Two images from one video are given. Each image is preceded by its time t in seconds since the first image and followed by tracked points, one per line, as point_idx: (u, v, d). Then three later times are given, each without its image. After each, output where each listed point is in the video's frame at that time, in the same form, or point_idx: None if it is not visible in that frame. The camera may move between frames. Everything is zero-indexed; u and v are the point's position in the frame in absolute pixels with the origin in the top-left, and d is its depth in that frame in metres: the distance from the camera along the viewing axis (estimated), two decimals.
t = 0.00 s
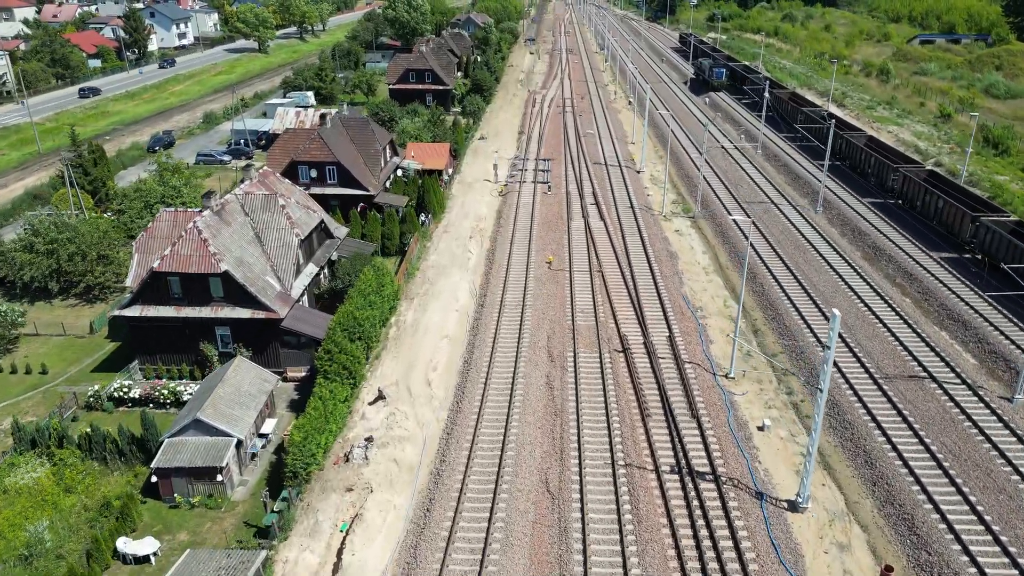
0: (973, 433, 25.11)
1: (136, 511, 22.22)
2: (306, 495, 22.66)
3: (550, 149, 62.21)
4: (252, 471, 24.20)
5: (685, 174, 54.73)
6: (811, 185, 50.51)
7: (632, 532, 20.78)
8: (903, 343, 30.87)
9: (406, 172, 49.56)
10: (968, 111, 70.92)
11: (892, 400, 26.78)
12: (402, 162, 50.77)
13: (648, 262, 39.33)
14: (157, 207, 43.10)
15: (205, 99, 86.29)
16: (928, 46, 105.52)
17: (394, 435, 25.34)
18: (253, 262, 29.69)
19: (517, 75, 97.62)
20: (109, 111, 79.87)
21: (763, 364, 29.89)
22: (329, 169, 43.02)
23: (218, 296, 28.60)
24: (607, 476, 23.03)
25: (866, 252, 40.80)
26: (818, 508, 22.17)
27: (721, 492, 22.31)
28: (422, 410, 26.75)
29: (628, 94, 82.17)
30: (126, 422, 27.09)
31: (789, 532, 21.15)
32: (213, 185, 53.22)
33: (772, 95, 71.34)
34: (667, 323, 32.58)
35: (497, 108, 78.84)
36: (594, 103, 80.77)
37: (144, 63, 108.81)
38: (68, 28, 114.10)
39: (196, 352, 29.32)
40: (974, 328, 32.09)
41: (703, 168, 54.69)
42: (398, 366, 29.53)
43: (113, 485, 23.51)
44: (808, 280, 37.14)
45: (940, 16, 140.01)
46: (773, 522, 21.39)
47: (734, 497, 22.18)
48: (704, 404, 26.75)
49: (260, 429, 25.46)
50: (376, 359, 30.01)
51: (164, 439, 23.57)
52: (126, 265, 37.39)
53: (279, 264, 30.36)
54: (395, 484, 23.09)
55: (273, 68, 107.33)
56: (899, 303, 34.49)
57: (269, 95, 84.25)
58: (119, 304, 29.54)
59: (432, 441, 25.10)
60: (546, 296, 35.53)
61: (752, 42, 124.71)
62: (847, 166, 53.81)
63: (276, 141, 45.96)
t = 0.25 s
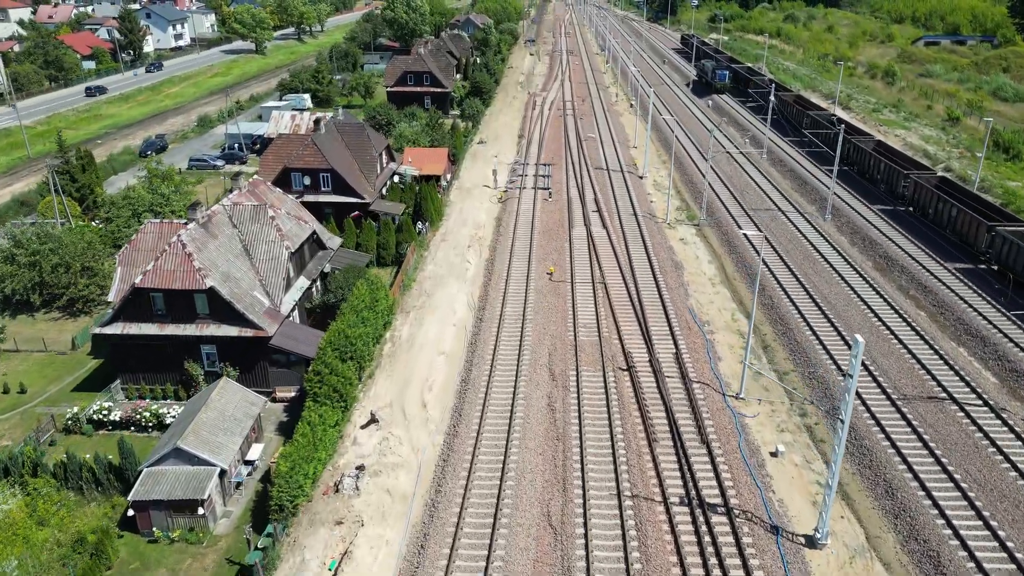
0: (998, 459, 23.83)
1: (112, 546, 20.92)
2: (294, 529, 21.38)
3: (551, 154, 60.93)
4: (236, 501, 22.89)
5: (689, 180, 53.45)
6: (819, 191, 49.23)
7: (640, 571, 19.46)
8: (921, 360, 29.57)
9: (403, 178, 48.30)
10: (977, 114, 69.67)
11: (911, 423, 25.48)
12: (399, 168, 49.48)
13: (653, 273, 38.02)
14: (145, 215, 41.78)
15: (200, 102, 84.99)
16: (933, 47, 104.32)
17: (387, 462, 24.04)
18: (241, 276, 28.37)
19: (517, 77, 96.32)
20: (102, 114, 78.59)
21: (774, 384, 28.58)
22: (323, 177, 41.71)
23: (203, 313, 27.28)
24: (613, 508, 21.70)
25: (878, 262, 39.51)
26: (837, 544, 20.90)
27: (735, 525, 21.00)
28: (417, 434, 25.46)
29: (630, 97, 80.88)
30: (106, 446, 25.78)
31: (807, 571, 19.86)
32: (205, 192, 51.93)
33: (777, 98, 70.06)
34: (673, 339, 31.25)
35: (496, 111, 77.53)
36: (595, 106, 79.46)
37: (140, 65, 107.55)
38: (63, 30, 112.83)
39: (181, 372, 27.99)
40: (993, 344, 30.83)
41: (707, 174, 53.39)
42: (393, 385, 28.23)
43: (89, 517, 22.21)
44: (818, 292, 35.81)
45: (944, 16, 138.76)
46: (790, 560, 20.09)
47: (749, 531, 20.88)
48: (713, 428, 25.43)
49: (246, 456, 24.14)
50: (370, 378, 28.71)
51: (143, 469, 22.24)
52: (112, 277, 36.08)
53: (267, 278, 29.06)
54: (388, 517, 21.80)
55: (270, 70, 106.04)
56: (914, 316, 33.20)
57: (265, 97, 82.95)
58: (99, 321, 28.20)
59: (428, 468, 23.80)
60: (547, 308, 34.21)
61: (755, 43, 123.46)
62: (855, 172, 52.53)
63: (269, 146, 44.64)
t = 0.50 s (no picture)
0: None
1: None
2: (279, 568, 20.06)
3: (551, 159, 59.61)
4: (219, 535, 21.58)
5: (693, 186, 52.18)
6: (828, 198, 47.96)
7: None
8: (940, 380, 28.28)
9: (400, 185, 47.02)
10: (986, 118, 68.40)
11: (933, 450, 24.17)
12: (395, 174, 48.17)
13: (657, 284, 36.72)
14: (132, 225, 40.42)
15: (195, 104, 83.69)
16: (938, 48, 103.05)
17: (380, 492, 22.74)
18: (228, 292, 27.01)
19: (517, 79, 95.05)
20: (95, 117, 77.31)
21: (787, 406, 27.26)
22: (318, 185, 40.40)
23: (187, 332, 25.94)
24: (619, 544, 20.39)
25: (890, 273, 38.26)
26: None
27: (749, 564, 19.66)
28: (412, 461, 24.17)
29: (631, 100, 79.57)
30: (83, 474, 24.46)
31: None
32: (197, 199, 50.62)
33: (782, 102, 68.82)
34: (680, 357, 29.92)
35: (495, 114, 76.18)
36: (596, 109, 78.14)
37: (135, 66, 106.31)
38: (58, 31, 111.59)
39: (164, 393, 26.68)
40: (1015, 362, 29.58)
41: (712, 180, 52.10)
42: (387, 408, 26.91)
43: (61, 553, 20.86)
44: (830, 304, 34.50)
45: (948, 17, 137.57)
46: None
47: (764, 570, 19.57)
48: (725, 456, 24.07)
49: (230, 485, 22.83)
50: (363, 399, 27.41)
51: (119, 502, 20.90)
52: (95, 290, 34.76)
53: (256, 294, 27.73)
54: (379, 554, 20.51)
55: (267, 72, 104.77)
56: (930, 332, 31.93)
57: (261, 100, 81.71)
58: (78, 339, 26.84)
59: (423, 498, 22.52)
60: (548, 322, 32.90)
61: (757, 45, 122.23)
62: (863, 178, 51.30)
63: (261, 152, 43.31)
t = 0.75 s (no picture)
0: None
1: None
2: None
3: (552, 164, 58.26)
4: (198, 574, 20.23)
5: (698, 192, 50.86)
6: (837, 206, 46.68)
7: None
8: (961, 401, 26.98)
9: (396, 192, 45.69)
10: (995, 121, 67.14)
11: (958, 479, 22.86)
12: (392, 181, 46.81)
13: (663, 296, 35.38)
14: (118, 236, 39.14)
15: (189, 107, 82.34)
16: (944, 50, 101.79)
17: (371, 527, 21.43)
18: (213, 310, 25.67)
19: (517, 81, 93.82)
20: (88, 120, 76.03)
21: (801, 430, 25.93)
22: (310, 193, 39.05)
23: (169, 353, 24.62)
24: None
25: (904, 285, 36.96)
26: None
27: None
28: (407, 491, 22.86)
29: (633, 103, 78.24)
30: (58, 504, 23.16)
31: None
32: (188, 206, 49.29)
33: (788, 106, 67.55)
34: (688, 376, 28.59)
35: (495, 117, 74.83)
36: (597, 112, 76.78)
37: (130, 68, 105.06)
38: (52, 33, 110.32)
39: (144, 417, 25.36)
40: None
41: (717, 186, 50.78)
42: (380, 432, 25.59)
43: None
44: (843, 319, 33.17)
45: (951, 18, 136.36)
46: None
47: None
48: (737, 486, 22.73)
49: (211, 518, 21.47)
50: (355, 422, 26.09)
51: (91, 540, 19.53)
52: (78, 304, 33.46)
53: (242, 311, 26.37)
54: None
55: (264, 74, 103.49)
56: (948, 349, 30.65)
57: (257, 102, 80.42)
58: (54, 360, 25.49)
59: (417, 533, 21.22)
60: (550, 338, 31.58)
61: (760, 46, 121.01)
62: (873, 185, 50.03)
63: (253, 160, 42.02)
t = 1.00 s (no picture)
0: None
1: None
2: None
3: (553, 169, 56.96)
4: None
5: (703, 199, 49.54)
6: (846, 213, 45.37)
7: None
8: (984, 425, 25.68)
9: (393, 200, 44.36)
10: (1005, 125, 65.86)
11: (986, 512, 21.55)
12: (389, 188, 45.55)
13: (668, 310, 34.05)
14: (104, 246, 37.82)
15: (184, 110, 81.00)
16: (950, 52, 100.57)
17: (362, 565, 20.12)
18: (196, 329, 24.33)
19: (517, 83, 92.55)
20: (80, 123, 74.76)
21: (816, 456, 24.61)
22: (302, 202, 37.69)
23: (148, 376, 23.30)
24: None
25: (919, 298, 35.63)
26: None
27: None
28: (400, 525, 21.55)
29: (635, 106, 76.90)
30: (30, 538, 21.82)
31: None
32: (179, 214, 47.98)
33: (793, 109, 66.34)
34: (697, 396, 27.25)
35: (494, 120, 73.53)
36: (599, 115, 75.47)
37: (125, 70, 103.79)
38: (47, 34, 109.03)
39: (123, 443, 24.06)
40: None
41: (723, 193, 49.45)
42: (373, 459, 24.27)
43: None
44: (856, 334, 31.83)
45: (955, 19, 135.15)
46: None
47: None
48: (752, 520, 21.40)
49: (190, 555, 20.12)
50: (345, 448, 24.75)
51: None
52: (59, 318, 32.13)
53: (227, 329, 25.02)
54: None
55: (260, 76, 102.22)
56: (968, 367, 29.34)
57: (252, 105, 79.15)
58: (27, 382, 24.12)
59: (411, 572, 19.90)
60: (552, 355, 30.24)
61: (762, 47, 119.81)
62: (882, 191, 48.71)
63: (245, 166, 40.76)
